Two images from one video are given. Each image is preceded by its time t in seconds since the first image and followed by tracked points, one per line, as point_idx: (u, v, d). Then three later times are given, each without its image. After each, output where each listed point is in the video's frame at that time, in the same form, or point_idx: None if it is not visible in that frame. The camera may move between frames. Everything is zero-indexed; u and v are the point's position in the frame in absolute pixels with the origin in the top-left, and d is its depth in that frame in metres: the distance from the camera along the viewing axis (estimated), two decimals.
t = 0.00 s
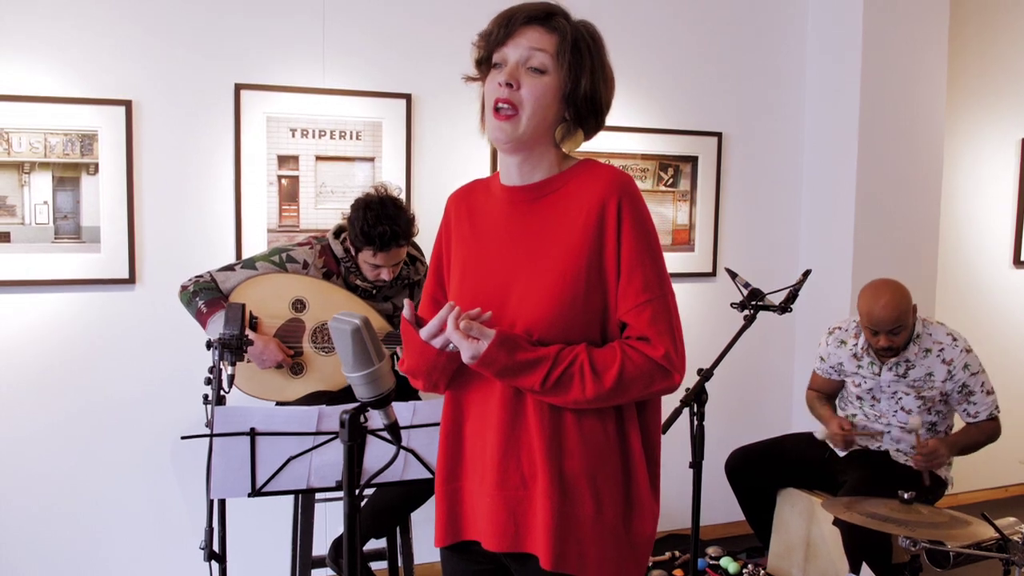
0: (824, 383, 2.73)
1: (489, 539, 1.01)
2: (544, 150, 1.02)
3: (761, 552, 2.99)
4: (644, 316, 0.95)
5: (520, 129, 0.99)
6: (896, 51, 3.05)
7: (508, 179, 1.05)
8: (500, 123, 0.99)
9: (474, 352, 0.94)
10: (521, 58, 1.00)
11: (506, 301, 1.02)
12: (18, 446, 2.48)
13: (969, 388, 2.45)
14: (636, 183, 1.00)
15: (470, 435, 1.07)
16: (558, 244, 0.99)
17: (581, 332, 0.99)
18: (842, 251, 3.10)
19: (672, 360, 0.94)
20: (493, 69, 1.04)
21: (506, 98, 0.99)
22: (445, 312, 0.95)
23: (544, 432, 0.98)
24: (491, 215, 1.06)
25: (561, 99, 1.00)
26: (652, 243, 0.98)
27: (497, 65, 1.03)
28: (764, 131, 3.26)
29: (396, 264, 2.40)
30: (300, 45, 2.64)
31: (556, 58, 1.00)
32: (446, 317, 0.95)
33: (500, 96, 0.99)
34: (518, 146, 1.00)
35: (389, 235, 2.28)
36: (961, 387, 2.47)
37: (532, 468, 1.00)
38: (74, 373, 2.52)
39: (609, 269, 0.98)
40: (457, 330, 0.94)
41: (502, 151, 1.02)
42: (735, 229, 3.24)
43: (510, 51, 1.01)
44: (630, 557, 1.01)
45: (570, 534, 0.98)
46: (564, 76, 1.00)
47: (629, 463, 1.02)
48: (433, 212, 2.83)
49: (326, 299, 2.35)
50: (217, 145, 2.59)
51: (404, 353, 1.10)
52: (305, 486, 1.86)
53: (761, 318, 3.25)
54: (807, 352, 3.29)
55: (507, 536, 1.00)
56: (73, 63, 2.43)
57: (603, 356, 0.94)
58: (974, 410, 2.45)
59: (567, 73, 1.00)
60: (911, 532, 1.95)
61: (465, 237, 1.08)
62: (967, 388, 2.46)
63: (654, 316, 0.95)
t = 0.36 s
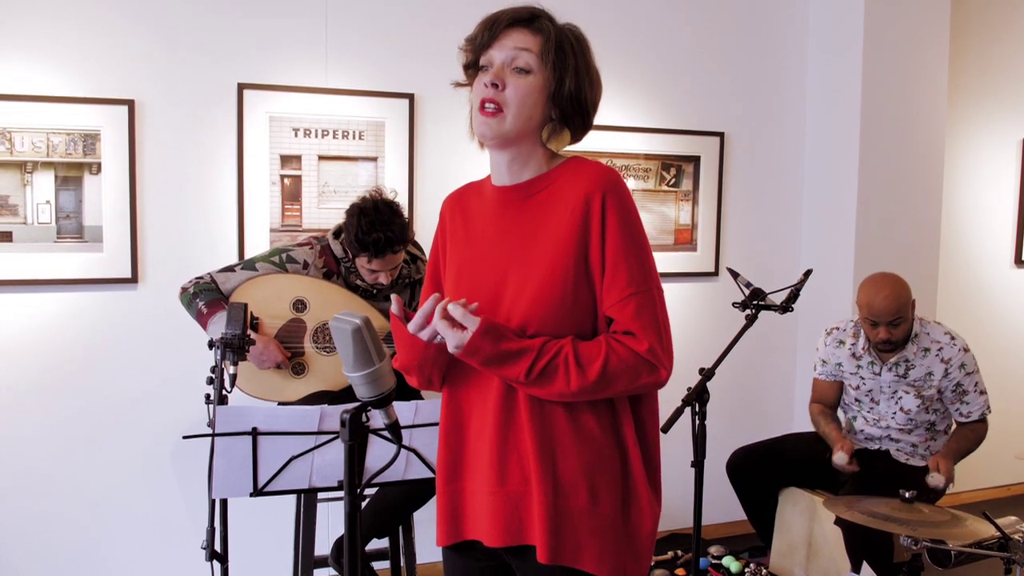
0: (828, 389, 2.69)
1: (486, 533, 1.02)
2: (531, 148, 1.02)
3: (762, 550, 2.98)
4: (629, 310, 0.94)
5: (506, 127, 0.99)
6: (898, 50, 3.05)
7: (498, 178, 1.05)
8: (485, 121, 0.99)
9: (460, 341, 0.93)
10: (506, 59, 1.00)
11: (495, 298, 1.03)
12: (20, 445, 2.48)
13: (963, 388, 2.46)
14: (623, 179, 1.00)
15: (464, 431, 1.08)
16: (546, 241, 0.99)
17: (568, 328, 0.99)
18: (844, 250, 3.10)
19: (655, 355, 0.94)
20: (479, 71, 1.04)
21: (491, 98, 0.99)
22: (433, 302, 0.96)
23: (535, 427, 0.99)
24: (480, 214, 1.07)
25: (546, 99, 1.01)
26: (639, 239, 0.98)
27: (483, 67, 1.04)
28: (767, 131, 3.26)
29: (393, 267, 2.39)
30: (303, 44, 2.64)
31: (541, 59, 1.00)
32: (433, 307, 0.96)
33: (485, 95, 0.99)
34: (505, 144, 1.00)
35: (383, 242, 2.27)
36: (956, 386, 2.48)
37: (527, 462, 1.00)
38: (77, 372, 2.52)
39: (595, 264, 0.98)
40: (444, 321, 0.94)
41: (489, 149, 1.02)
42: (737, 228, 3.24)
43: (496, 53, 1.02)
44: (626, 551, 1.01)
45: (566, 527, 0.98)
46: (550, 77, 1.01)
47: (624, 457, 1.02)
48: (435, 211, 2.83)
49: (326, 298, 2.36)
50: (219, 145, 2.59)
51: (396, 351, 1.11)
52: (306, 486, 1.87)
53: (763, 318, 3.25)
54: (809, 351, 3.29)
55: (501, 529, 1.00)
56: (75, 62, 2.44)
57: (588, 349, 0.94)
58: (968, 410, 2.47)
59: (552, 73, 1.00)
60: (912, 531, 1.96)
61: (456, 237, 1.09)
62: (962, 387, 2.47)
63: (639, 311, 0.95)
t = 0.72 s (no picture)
0: (827, 395, 2.63)
1: (488, 533, 1.02)
2: (526, 151, 1.02)
3: (762, 550, 2.98)
4: (619, 314, 0.94)
5: (501, 129, 0.98)
6: (898, 51, 3.05)
7: (492, 182, 1.05)
8: (481, 122, 0.99)
9: (453, 334, 0.93)
10: (503, 61, 1.01)
11: (488, 299, 1.03)
12: (20, 445, 2.48)
13: (965, 390, 2.47)
14: (617, 182, 1.01)
15: (462, 430, 1.08)
16: (540, 244, 1.00)
17: (561, 330, 0.99)
18: (844, 251, 3.10)
19: (645, 359, 0.94)
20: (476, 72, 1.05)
21: (486, 99, 0.99)
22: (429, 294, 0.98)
23: (536, 426, 0.99)
24: (475, 216, 1.07)
25: (542, 103, 1.01)
26: (633, 243, 0.99)
27: (479, 68, 1.04)
28: (767, 131, 3.26)
29: (392, 265, 2.40)
30: (304, 44, 2.64)
31: (537, 61, 1.00)
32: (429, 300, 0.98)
33: (480, 96, 0.99)
34: (500, 147, 1.00)
35: (378, 238, 2.27)
36: (958, 389, 2.48)
37: (526, 461, 1.01)
38: (76, 372, 2.52)
39: (587, 268, 0.98)
40: (437, 313, 0.96)
41: (484, 152, 1.02)
42: (737, 229, 3.24)
43: (492, 53, 1.02)
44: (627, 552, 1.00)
45: (569, 526, 0.98)
46: (546, 79, 1.01)
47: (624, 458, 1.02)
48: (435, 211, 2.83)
49: (323, 297, 2.36)
50: (220, 145, 2.59)
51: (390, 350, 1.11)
52: (306, 486, 1.87)
53: (763, 318, 3.25)
54: (809, 352, 3.29)
55: (502, 528, 1.00)
56: (75, 62, 2.44)
57: (581, 349, 0.94)
58: (967, 412, 2.47)
59: (548, 76, 1.01)
60: (912, 531, 1.96)
61: (451, 237, 1.09)
62: (963, 389, 2.47)
63: (630, 314, 0.95)
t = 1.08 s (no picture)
0: (821, 402, 2.64)
1: (481, 531, 1.02)
2: (525, 151, 1.02)
3: (758, 553, 2.98)
4: (612, 314, 0.95)
5: (500, 129, 0.99)
6: (893, 54, 3.06)
7: (491, 181, 1.06)
8: (480, 123, 0.99)
9: (444, 328, 0.94)
10: (501, 61, 1.01)
11: (483, 298, 1.03)
12: (14, 446, 2.48)
13: (961, 397, 2.48)
14: (615, 184, 1.01)
15: (455, 430, 1.09)
16: (535, 244, 1.00)
17: (555, 330, 1.00)
18: (839, 253, 3.11)
19: (637, 360, 0.95)
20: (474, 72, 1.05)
21: (485, 100, 0.99)
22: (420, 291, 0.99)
23: (529, 426, 0.99)
24: (471, 216, 1.09)
25: (541, 104, 1.01)
26: (628, 244, 0.99)
27: (478, 68, 1.04)
28: (764, 134, 3.27)
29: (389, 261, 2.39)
30: (301, 46, 2.64)
31: (536, 61, 1.01)
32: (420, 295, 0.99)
33: (479, 98, 0.99)
34: (500, 147, 1.00)
35: (377, 232, 2.28)
36: (954, 395, 2.49)
37: (520, 461, 1.01)
38: (72, 373, 2.51)
39: (581, 269, 0.99)
40: (430, 306, 0.97)
41: (483, 152, 1.02)
42: (733, 231, 3.25)
43: (491, 54, 1.02)
44: (620, 553, 1.01)
45: (562, 525, 0.99)
46: (545, 80, 1.01)
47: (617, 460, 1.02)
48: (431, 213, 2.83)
49: (321, 300, 2.36)
50: (217, 147, 2.59)
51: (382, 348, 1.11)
52: (302, 488, 1.87)
53: (758, 320, 3.26)
54: (804, 354, 3.30)
55: (494, 526, 1.01)
56: (71, 64, 2.44)
57: (573, 348, 0.94)
58: (963, 418, 2.48)
59: (547, 76, 1.01)
60: (906, 534, 1.96)
61: (447, 237, 1.10)
62: (959, 396, 2.48)
63: (623, 315, 0.95)
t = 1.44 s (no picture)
0: (815, 399, 2.66)
1: (471, 530, 1.02)
2: (530, 152, 1.03)
3: (754, 554, 2.98)
4: (606, 312, 0.95)
5: (505, 131, 0.99)
6: (890, 56, 3.07)
7: (493, 179, 1.06)
8: (485, 124, 1.00)
9: (434, 324, 0.94)
10: (507, 63, 1.00)
11: (479, 295, 1.03)
12: (9, 446, 2.47)
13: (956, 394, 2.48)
14: (615, 183, 1.01)
15: (449, 427, 1.09)
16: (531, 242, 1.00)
17: (551, 329, 0.99)
18: (835, 255, 3.12)
19: (629, 360, 0.94)
20: (479, 72, 1.04)
21: (491, 103, 0.99)
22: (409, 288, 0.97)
23: (520, 425, 0.99)
24: (470, 212, 1.09)
25: (547, 106, 1.01)
26: (624, 243, 0.99)
27: (483, 68, 1.04)
28: (761, 136, 3.28)
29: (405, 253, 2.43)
30: (297, 46, 2.64)
31: (542, 63, 1.00)
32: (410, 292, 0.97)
33: (485, 100, 0.99)
34: (504, 149, 1.01)
35: (409, 213, 2.36)
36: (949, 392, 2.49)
37: (510, 459, 1.01)
38: (67, 373, 2.51)
39: (577, 268, 0.99)
40: (420, 303, 0.96)
41: (487, 153, 1.03)
42: (730, 233, 3.25)
43: (496, 55, 1.01)
44: (610, 554, 1.00)
45: (552, 525, 0.99)
46: (550, 83, 1.01)
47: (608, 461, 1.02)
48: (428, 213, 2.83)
49: (318, 301, 2.36)
50: (213, 147, 2.59)
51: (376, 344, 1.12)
52: (296, 489, 1.86)
53: (754, 322, 3.26)
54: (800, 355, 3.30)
55: (483, 525, 1.01)
56: (67, 63, 2.43)
57: (564, 347, 0.94)
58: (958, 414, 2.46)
59: (552, 79, 1.01)
60: (900, 535, 1.97)
61: (446, 233, 1.10)
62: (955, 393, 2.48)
63: (617, 314, 0.95)
